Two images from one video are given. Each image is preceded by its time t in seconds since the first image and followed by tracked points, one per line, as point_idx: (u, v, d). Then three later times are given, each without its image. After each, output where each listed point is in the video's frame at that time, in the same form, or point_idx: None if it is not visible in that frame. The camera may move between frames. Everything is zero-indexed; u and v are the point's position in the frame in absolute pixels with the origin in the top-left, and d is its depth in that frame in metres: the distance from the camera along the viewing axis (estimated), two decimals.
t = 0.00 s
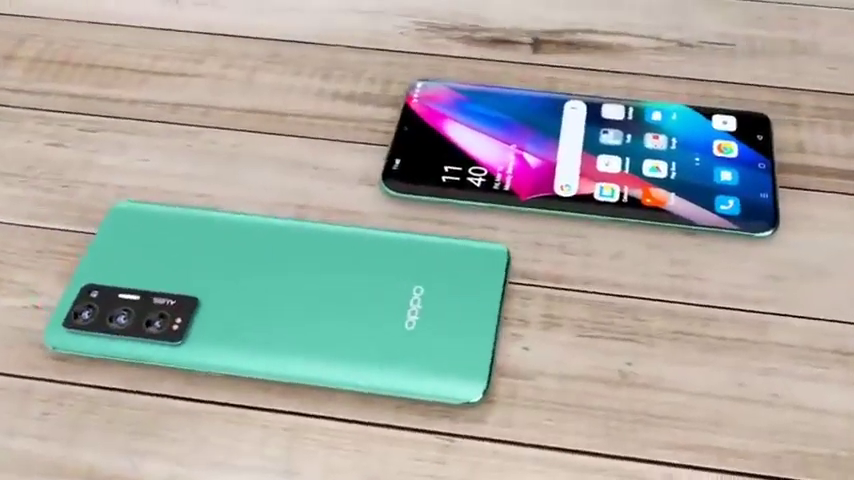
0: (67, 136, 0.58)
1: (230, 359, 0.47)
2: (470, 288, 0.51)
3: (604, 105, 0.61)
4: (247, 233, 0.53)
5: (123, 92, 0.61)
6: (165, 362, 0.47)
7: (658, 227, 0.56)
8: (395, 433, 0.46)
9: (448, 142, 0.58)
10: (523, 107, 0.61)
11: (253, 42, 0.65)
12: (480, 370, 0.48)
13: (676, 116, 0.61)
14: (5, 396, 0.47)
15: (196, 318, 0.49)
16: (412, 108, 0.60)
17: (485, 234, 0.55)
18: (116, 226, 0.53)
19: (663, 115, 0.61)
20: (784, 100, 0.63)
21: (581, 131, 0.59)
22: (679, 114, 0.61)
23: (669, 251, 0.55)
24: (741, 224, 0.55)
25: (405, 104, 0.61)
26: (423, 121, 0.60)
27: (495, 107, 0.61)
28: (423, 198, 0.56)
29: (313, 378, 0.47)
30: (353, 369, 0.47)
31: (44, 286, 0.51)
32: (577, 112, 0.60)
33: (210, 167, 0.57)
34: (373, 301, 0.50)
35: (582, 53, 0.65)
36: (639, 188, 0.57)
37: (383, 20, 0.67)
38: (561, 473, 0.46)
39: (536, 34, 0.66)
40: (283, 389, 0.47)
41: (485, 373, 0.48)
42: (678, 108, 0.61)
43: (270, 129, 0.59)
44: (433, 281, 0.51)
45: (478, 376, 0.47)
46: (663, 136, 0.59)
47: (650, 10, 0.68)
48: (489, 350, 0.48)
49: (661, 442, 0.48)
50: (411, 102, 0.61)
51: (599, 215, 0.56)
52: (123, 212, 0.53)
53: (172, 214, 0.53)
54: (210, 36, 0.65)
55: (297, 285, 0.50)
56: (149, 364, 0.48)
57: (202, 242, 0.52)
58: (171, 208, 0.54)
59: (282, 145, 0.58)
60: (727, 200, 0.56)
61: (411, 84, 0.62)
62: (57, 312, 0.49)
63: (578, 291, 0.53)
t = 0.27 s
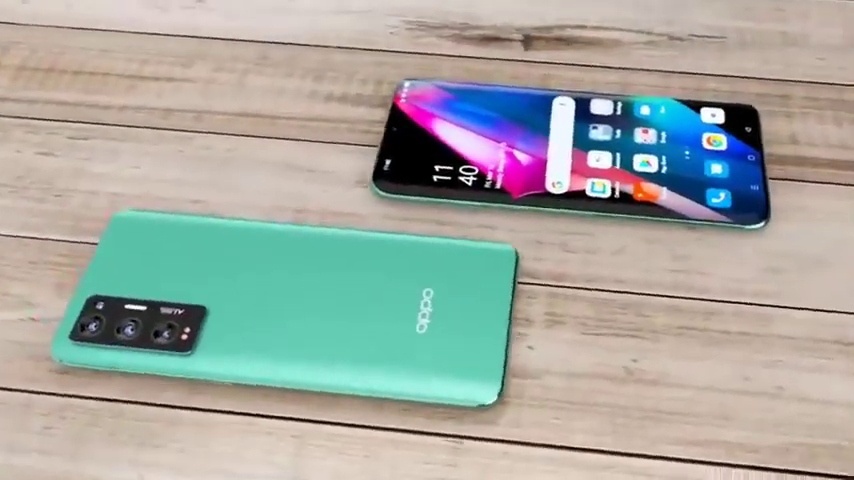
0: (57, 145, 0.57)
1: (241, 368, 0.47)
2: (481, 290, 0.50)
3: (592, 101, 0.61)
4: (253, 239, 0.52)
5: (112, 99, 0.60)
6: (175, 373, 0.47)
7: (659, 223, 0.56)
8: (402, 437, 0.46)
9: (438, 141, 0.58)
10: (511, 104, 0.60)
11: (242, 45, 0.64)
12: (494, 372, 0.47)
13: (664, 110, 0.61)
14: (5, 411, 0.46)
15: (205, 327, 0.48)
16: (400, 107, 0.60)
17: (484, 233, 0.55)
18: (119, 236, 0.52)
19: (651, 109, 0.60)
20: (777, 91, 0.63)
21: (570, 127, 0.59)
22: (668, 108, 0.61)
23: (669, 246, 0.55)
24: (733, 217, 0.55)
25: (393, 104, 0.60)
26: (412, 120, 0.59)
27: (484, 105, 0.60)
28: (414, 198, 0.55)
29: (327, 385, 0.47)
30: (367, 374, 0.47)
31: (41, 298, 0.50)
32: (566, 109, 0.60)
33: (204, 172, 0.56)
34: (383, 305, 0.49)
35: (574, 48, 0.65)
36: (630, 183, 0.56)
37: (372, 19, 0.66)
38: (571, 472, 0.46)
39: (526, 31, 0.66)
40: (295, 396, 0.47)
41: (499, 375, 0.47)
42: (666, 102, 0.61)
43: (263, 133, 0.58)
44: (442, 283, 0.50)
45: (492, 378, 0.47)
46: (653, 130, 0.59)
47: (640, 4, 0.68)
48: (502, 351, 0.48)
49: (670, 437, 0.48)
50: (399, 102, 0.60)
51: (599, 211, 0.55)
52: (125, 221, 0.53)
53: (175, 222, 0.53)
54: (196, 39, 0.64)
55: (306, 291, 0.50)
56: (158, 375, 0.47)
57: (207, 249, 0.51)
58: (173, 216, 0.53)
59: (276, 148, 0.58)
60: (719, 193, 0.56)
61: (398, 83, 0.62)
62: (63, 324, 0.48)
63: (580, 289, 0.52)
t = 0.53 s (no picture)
0: (48, 154, 0.56)
1: (253, 376, 0.46)
2: (495, 292, 0.50)
3: (581, 96, 0.60)
4: (259, 245, 0.51)
5: (101, 106, 0.59)
6: (187, 383, 0.46)
7: (658, 218, 0.56)
8: (411, 440, 0.46)
9: (427, 141, 0.57)
10: (499, 101, 0.60)
11: (230, 48, 0.63)
12: (508, 373, 0.47)
13: (653, 104, 0.60)
14: (6, 426, 0.46)
15: (214, 336, 0.47)
16: (387, 108, 0.59)
17: (485, 233, 0.54)
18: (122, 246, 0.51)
19: (640, 103, 0.60)
20: (769, 83, 0.63)
21: (560, 123, 0.59)
22: (656, 102, 0.60)
23: (669, 241, 0.55)
24: (725, 210, 0.55)
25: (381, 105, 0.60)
26: (400, 121, 0.58)
27: (472, 103, 0.60)
28: (406, 199, 0.55)
29: (340, 391, 0.46)
30: (381, 379, 0.46)
31: (38, 310, 0.49)
32: (555, 105, 0.60)
33: (199, 178, 0.55)
34: (393, 308, 0.49)
35: (565, 44, 0.64)
36: (622, 179, 0.56)
37: (361, 19, 0.65)
38: (583, 471, 0.46)
39: (516, 28, 0.65)
40: (307, 402, 0.46)
41: (513, 375, 0.47)
42: (654, 96, 0.61)
43: (257, 137, 0.58)
44: (451, 284, 0.50)
45: (506, 379, 0.47)
46: (642, 124, 0.59)
47: None
48: (515, 351, 0.48)
49: (679, 432, 0.48)
50: (387, 103, 0.59)
51: (599, 207, 0.55)
52: (127, 231, 0.52)
53: (177, 230, 0.52)
54: (184, 43, 0.63)
55: (314, 296, 0.49)
56: (169, 385, 0.46)
57: (212, 256, 0.51)
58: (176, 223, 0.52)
59: (270, 152, 0.57)
60: (710, 186, 0.56)
61: (384, 83, 0.61)
62: (70, 337, 0.47)
63: (583, 286, 0.52)
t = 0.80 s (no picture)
0: (39, 164, 0.55)
1: (265, 383, 0.46)
2: (494, 291, 0.50)
3: (569, 94, 0.60)
4: (264, 252, 0.51)
5: (92, 113, 0.58)
6: (197, 392, 0.46)
7: (656, 213, 0.55)
8: (420, 443, 0.45)
9: (417, 141, 0.57)
10: (487, 100, 0.60)
11: (220, 52, 0.63)
12: (521, 373, 0.47)
13: (641, 99, 0.60)
14: (7, 440, 0.45)
15: (224, 344, 0.47)
16: (376, 108, 0.59)
17: (484, 233, 0.54)
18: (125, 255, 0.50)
19: (628, 99, 0.60)
20: (760, 76, 0.63)
21: (549, 120, 0.59)
22: (645, 97, 0.60)
23: (668, 236, 0.55)
24: (716, 203, 0.55)
25: (370, 105, 0.59)
26: (389, 121, 0.58)
27: (461, 102, 0.59)
28: (398, 200, 0.55)
29: (354, 396, 0.46)
30: (395, 382, 0.46)
31: (35, 322, 0.48)
32: (544, 102, 0.60)
33: (194, 184, 0.55)
34: (402, 311, 0.49)
35: (556, 42, 0.64)
36: (613, 174, 0.56)
37: (351, 20, 0.65)
38: (592, 468, 0.46)
39: (508, 25, 0.65)
40: (320, 408, 0.46)
41: (526, 376, 0.47)
42: (642, 91, 0.61)
43: (251, 141, 0.57)
44: (460, 286, 0.50)
45: (519, 380, 0.47)
46: (631, 120, 0.59)
47: None
48: (527, 352, 0.48)
49: (686, 427, 0.48)
50: (376, 103, 0.59)
51: (597, 203, 0.55)
52: (129, 240, 0.51)
53: (181, 238, 0.51)
54: (174, 47, 0.63)
55: (323, 302, 0.49)
56: (180, 395, 0.46)
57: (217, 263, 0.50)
58: (178, 231, 0.52)
59: (265, 156, 0.57)
60: (701, 180, 0.56)
61: (373, 84, 0.61)
62: (77, 349, 0.47)
63: (584, 283, 0.52)
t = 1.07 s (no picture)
0: (30, 173, 0.55)
1: (277, 390, 0.45)
2: (495, 290, 0.49)
3: (558, 90, 0.60)
4: (271, 257, 0.51)
5: (83, 120, 0.57)
6: (209, 401, 0.45)
7: (655, 209, 0.55)
8: (428, 445, 0.45)
9: (407, 141, 0.56)
10: (476, 99, 0.59)
11: (210, 56, 0.62)
12: (534, 373, 0.47)
13: (630, 95, 0.60)
14: (10, 455, 0.44)
15: (235, 352, 0.46)
16: (364, 110, 0.58)
17: (483, 233, 0.54)
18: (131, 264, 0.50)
19: (617, 95, 0.60)
20: (752, 69, 0.63)
21: (539, 118, 0.58)
22: (633, 93, 0.60)
23: (667, 231, 0.54)
24: (708, 197, 0.55)
25: (358, 107, 0.59)
26: (378, 122, 0.58)
27: (449, 101, 0.59)
28: (390, 201, 0.54)
29: (368, 400, 0.46)
30: (408, 385, 0.46)
31: (33, 334, 0.48)
32: (533, 100, 0.59)
33: (188, 190, 0.54)
34: (412, 312, 0.48)
35: (548, 39, 0.64)
36: (605, 171, 0.56)
37: (341, 22, 0.64)
38: (600, 465, 0.45)
39: (499, 23, 0.65)
40: (333, 414, 0.46)
41: (540, 375, 0.47)
42: (631, 87, 0.61)
43: (245, 146, 0.57)
44: (470, 287, 0.50)
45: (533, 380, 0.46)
46: (620, 116, 0.59)
47: None
48: (540, 351, 0.47)
49: (692, 421, 0.47)
50: (364, 105, 0.59)
51: (595, 200, 0.55)
52: (134, 248, 0.51)
53: (186, 245, 0.51)
54: (163, 53, 0.62)
55: (333, 306, 0.49)
56: (191, 404, 0.45)
57: (222, 270, 0.50)
58: (181, 238, 0.51)
59: (260, 160, 0.56)
60: (692, 174, 0.56)
61: (361, 85, 0.60)
62: (85, 361, 0.46)
63: (585, 281, 0.52)
